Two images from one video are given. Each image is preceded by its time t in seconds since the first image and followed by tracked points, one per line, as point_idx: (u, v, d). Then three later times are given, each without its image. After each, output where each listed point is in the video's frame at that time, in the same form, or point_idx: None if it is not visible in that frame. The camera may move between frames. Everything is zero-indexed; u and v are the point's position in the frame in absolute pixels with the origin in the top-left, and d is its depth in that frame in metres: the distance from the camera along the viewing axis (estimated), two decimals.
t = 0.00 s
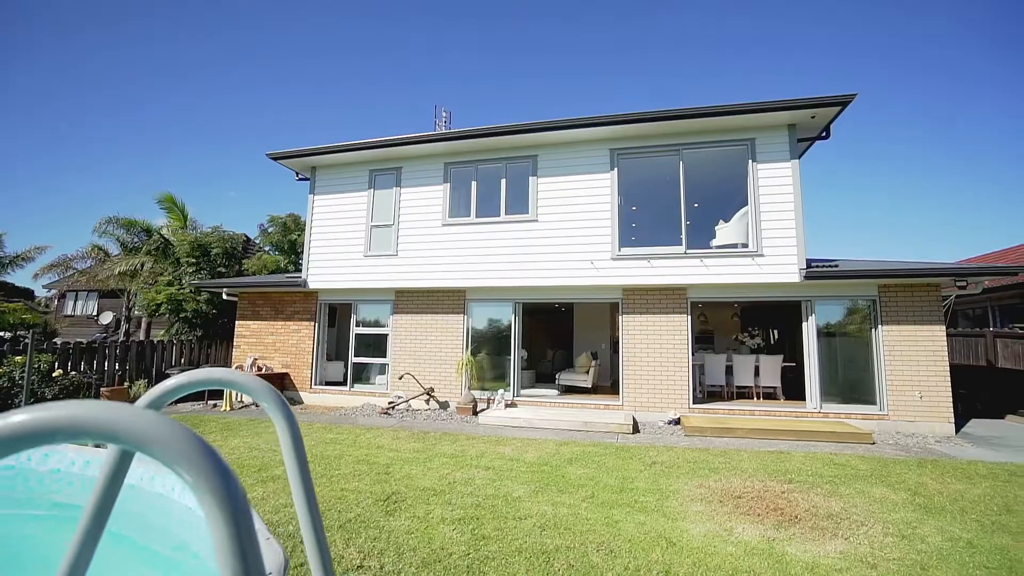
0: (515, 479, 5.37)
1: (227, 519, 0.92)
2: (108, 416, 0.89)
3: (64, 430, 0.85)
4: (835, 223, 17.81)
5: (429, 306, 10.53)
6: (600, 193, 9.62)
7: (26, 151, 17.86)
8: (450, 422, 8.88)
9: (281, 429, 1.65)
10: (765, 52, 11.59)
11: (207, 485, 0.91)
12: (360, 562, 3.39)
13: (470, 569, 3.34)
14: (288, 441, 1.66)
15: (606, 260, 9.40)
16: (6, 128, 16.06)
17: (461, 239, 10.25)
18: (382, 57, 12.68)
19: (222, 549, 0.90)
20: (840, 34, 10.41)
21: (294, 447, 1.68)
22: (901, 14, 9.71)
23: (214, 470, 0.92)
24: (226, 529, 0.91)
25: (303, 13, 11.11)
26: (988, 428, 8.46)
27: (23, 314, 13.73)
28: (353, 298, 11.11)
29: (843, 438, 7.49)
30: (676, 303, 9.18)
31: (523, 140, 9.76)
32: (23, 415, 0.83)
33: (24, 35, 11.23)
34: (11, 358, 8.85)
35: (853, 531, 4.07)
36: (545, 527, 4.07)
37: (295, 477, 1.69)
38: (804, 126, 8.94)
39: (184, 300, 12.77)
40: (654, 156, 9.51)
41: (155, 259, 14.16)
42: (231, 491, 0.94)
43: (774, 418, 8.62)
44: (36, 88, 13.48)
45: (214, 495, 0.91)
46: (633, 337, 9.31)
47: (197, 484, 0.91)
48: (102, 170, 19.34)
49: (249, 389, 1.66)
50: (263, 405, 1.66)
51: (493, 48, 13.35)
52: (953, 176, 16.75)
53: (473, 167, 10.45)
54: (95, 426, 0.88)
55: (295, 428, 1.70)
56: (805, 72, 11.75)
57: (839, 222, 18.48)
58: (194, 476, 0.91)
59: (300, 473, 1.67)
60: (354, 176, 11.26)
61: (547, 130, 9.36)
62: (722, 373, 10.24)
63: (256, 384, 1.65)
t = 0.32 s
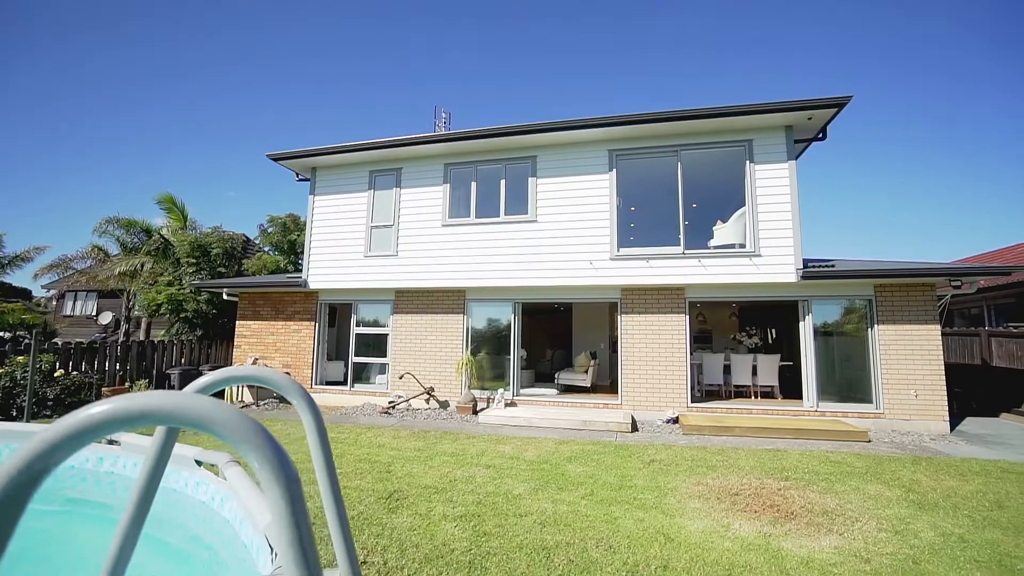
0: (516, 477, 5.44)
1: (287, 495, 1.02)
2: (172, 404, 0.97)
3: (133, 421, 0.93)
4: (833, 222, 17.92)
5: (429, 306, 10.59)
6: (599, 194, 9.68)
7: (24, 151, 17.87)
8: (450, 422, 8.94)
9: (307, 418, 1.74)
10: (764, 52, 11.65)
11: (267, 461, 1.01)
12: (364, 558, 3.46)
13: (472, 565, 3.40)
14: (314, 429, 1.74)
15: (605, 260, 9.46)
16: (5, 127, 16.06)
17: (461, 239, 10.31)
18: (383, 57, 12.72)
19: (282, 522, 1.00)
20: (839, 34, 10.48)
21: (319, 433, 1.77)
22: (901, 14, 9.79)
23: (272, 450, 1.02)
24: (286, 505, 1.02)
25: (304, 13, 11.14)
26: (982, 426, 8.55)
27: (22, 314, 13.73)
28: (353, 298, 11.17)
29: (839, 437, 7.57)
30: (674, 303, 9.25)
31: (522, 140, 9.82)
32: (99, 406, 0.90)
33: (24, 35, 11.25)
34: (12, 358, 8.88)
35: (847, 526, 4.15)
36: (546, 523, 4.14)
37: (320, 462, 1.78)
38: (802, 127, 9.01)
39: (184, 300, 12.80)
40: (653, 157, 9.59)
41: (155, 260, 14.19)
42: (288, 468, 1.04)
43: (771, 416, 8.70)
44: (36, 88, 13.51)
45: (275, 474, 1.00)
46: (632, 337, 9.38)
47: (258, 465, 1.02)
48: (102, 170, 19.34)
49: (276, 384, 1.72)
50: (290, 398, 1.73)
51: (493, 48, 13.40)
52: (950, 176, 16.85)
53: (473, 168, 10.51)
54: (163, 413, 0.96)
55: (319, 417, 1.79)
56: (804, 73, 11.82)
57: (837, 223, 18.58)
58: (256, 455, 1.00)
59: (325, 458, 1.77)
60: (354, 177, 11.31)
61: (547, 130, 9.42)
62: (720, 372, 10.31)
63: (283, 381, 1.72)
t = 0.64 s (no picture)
0: (516, 475, 5.51)
1: (330, 484, 1.12)
2: (227, 400, 1.05)
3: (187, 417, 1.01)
4: (831, 222, 18.03)
5: (428, 306, 10.66)
6: (598, 195, 9.75)
7: (24, 150, 17.89)
8: (449, 421, 9.01)
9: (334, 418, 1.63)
10: (763, 53, 11.72)
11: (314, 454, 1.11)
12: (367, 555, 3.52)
13: (473, 561, 3.47)
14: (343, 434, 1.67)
15: (603, 260, 9.53)
16: (4, 127, 16.10)
17: (461, 239, 10.36)
18: (383, 56, 12.76)
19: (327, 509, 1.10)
20: (838, 35, 10.55)
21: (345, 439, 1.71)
22: (899, 14, 9.87)
23: (319, 444, 1.11)
24: (330, 494, 1.12)
25: (304, 13, 11.17)
26: (977, 424, 8.64)
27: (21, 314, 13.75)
28: (353, 298, 11.22)
29: (834, 435, 7.66)
30: (672, 303, 9.33)
31: (521, 141, 9.88)
32: (157, 405, 0.98)
33: (24, 35, 11.28)
34: (14, 358, 8.91)
35: (842, 522, 4.24)
36: (546, 520, 4.21)
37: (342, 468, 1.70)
38: (799, 128, 9.10)
39: (184, 300, 12.84)
40: (650, 158, 9.67)
41: (155, 260, 14.22)
42: (331, 457, 1.14)
43: (767, 415, 8.79)
44: (35, 88, 13.55)
45: (322, 463, 1.10)
46: (630, 336, 9.46)
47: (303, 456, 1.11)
48: (101, 170, 19.36)
49: (303, 381, 1.73)
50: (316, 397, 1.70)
51: (493, 48, 13.44)
52: (946, 177, 16.96)
53: (473, 168, 10.58)
54: (215, 409, 1.05)
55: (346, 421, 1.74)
56: (802, 72, 11.89)
57: (835, 223, 18.67)
58: (304, 446, 1.10)
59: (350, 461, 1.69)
60: (354, 177, 11.35)
61: (546, 131, 9.48)
62: (717, 371, 10.39)
63: (310, 378, 1.74)
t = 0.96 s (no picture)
0: (516, 473, 5.58)
1: (359, 464, 1.35)
2: (264, 397, 1.25)
3: (232, 412, 1.23)
4: (828, 222, 18.13)
5: (428, 306, 10.72)
6: (596, 195, 9.83)
7: (23, 150, 17.89)
8: (449, 420, 9.07)
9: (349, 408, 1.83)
10: (762, 53, 11.79)
11: (343, 440, 1.35)
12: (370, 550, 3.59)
13: (475, 556, 3.54)
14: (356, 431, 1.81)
15: (602, 260, 9.61)
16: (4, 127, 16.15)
17: (461, 239, 10.42)
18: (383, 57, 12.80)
19: (355, 485, 1.33)
20: (837, 35, 10.61)
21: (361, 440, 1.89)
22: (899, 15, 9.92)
23: (345, 428, 1.34)
24: (359, 472, 1.34)
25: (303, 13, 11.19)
26: (972, 423, 8.73)
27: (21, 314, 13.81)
28: (353, 298, 11.29)
29: (829, 433, 7.76)
30: (670, 302, 9.41)
31: (521, 143, 9.93)
32: (207, 403, 1.20)
33: (24, 35, 11.33)
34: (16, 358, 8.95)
35: (836, 518, 4.31)
36: (545, 517, 4.28)
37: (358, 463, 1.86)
38: (796, 129, 9.17)
39: (184, 300, 12.89)
40: (649, 159, 9.75)
41: (155, 260, 14.25)
42: (359, 443, 1.37)
43: (765, 413, 8.88)
44: (35, 88, 13.61)
45: (352, 446, 1.34)
46: (628, 336, 9.53)
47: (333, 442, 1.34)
48: (101, 171, 19.41)
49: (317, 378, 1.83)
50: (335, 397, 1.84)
51: (492, 49, 13.49)
52: (942, 178, 17.07)
53: (472, 169, 10.64)
54: (254, 403, 1.25)
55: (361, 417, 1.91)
56: (800, 72, 11.96)
57: (833, 222, 18.76)
58: (334, 431, 1.32)
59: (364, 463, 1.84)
60: (354, 177, 11.41)
61: (545, 132, 9.55)
62: (715, 370, 10.49)
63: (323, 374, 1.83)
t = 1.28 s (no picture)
0: (516, 471, 5.65)
1: (383, 458, 1.44)
2: (294, 396, 1.35)
3: (263, 412, 1.32)
4: (826, 221, 18.23)
5: (428, 306, 10.78)
6: (594, 195, 9.89)
7: (22, 150, 17.89)
8: (449, 419, 9.14)
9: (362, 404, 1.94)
10: (760, 52, 11.83)
11: (368, 435, 1.45)
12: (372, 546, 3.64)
13: (476, 552, 3.60)
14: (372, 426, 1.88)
15: (601, 259, 9.67)
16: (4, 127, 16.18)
17: (460, 239, 10.48)
18: (382, 58, 12.83)
19: (381, 478, 1.42)
20: (834, 36, 10.67)
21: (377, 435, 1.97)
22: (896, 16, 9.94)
23: (368, 422, 1.45)
24: (383, 464, 1.44)
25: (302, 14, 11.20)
26: (966, 420, 8.82)
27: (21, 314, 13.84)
28: (353, 298, 11.34)
29: (826, 430, 7.84)
30: (668, 302, 9.48)
31: (520, 143, 9.98)
32: (239, 405, 1.30)
33: (24, 34, 11.37)
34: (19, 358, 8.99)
35: (831, 515, 4.39)
36: (545, 514, 4.34)
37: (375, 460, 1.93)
38: (792, 130, 9.25)
39: (184, 301, 12.91)
40: (647, 160, 9.82)
41: (154, 260, 14.29)
42: (382, 438, 1.47)
43: (762, 411, 8.97)
44: (35, 87, 13.65)
45: (376, 442, 1.45)
46: (626, 335, 9.60)
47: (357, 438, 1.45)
48: (99, 171, 19.41)
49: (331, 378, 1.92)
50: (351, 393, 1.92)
51: (492, 49, 13.53)
52: (939, 179, 17.14)
53: (471, 170, 10.69)
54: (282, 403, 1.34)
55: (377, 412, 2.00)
56: (797, 72, 12.03)
57: (831, 222, 18.84)
58: (359, 427, 1.44)
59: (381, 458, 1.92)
60: (354, 178, 11.46)
61: (543, 134, 9.61)
62: (713, 369, 10.58)
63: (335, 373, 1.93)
